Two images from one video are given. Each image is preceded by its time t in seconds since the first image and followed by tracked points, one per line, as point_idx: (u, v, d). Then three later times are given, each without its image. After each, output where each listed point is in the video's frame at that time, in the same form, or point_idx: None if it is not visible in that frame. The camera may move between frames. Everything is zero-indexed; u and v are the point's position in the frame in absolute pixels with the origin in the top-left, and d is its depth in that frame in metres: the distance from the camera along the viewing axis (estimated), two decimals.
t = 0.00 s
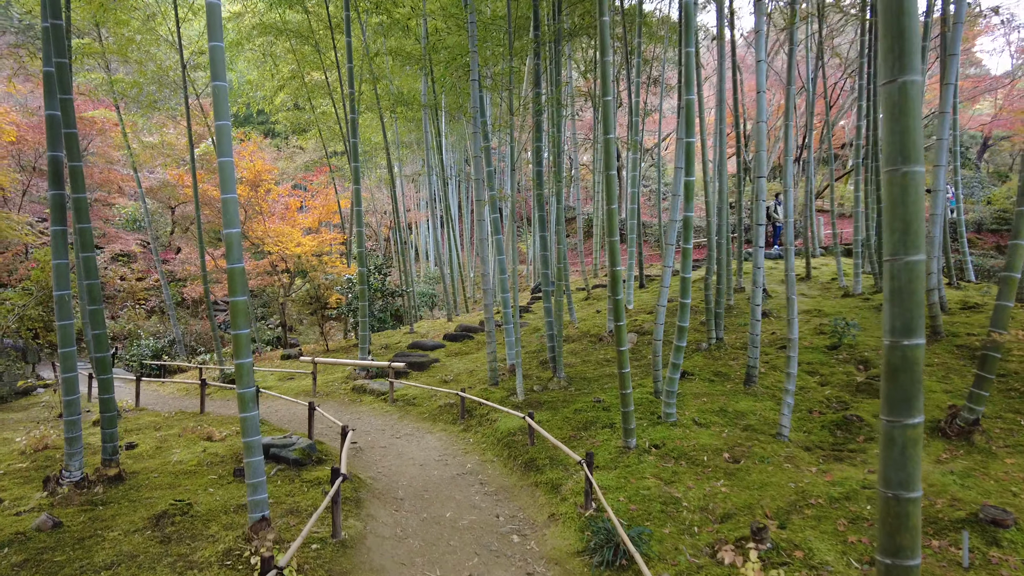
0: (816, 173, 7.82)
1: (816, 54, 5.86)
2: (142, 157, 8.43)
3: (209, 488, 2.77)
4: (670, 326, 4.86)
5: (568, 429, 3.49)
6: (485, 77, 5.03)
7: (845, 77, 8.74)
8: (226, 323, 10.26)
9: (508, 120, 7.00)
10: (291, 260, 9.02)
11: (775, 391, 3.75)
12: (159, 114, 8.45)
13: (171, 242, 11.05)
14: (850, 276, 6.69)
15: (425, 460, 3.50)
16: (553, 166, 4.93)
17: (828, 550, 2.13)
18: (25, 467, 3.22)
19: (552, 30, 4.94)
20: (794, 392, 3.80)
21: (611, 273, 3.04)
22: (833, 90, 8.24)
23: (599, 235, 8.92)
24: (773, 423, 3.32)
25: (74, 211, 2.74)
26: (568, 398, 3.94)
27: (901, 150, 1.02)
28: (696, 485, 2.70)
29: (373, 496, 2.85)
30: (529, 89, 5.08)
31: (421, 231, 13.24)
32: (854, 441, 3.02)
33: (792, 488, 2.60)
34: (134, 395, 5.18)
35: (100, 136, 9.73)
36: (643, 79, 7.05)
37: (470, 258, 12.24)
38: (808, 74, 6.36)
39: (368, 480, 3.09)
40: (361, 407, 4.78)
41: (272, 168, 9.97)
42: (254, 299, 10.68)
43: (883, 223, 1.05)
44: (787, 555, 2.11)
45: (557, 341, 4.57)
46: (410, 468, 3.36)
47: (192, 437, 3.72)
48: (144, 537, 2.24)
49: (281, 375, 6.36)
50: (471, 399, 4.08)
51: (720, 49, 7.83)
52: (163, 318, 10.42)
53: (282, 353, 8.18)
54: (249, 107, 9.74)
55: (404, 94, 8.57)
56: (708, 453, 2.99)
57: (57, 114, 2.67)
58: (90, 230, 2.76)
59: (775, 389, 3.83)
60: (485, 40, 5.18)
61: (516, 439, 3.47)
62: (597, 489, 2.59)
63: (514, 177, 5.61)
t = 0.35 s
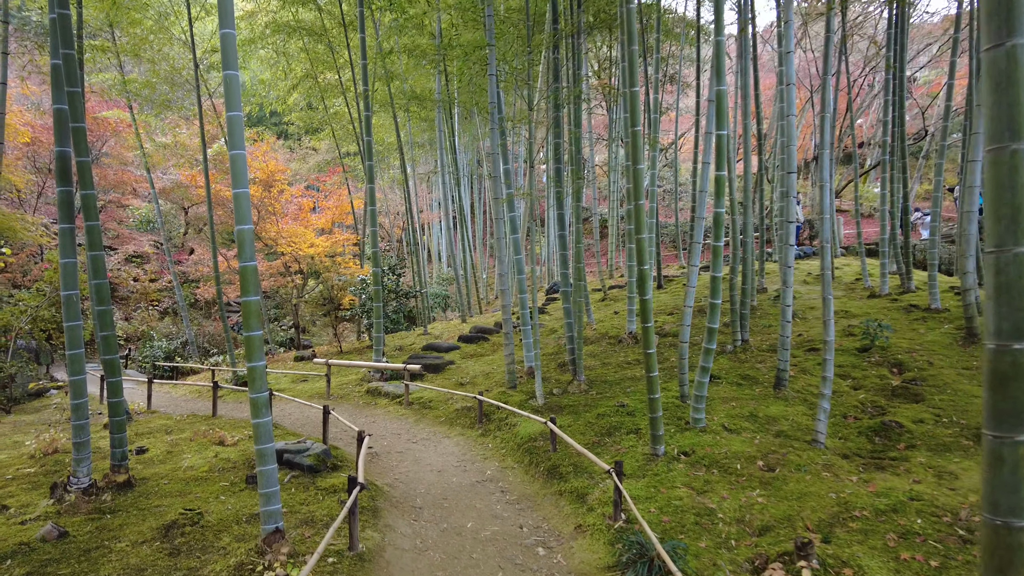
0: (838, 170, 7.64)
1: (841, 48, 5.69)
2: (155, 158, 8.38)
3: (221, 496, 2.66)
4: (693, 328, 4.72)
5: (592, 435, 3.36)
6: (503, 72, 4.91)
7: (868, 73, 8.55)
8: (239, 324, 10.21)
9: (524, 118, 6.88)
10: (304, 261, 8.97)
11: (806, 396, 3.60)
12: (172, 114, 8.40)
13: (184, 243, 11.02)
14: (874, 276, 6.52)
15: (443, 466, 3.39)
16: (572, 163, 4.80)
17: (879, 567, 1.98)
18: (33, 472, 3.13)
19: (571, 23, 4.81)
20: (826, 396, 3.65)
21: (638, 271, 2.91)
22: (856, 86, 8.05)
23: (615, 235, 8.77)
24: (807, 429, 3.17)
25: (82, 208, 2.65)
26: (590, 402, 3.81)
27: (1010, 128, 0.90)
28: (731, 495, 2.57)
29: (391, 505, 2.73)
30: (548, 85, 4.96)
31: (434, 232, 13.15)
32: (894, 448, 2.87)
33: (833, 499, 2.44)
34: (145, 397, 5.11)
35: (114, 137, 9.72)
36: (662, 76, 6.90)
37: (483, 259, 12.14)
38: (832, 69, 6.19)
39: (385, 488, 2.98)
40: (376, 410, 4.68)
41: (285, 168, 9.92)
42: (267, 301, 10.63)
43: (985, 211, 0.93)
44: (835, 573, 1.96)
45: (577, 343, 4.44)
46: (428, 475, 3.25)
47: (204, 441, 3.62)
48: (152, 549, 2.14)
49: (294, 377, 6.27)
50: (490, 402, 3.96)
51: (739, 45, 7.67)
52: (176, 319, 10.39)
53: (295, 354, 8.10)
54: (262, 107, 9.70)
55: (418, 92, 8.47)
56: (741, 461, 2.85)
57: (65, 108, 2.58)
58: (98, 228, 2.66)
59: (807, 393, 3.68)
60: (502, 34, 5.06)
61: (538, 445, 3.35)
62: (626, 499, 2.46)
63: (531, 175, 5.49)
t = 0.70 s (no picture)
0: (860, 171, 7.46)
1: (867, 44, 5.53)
2: (166, 159, 8.31)
3: (229, 511, 2.54)
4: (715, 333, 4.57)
5: (615, 446, 3.21)
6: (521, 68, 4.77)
7: (890, 71, 8.36)
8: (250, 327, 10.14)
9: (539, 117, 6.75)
10: (314, 264, 9.01)
11: (838, 405, 3.45)
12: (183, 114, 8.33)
13: (194, 245, 10.96)
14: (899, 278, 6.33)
15: (459, 478, 3.25)
16: (591, 162, 4.66)
17: None
18: (34, 482, 3.03)
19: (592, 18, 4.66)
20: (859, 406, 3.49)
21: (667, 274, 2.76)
22: (879, 85, 7.86)
23: (630, 236, 8.63)
24: (843, 442, 3.01)
25: (84, 209, 2.53)
26: (612, 411, 3.67)
27: None
28: (767, 513, 2.41)
29: (406, 521, 2.61)
30: (567, 82, 4.82)
31: (445, 233, 13.05)
32: (938, 461, 2.70)
33: (879, 518, 2.28)
34: (153, 402, 5.01)
35: (125, 138, 9.67)
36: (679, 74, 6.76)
37: (494, 261, 12.06)
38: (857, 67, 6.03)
39: (399, 502, 2.85)
40: (388, 417, 4.55)
41: (295, 169, 9.83)
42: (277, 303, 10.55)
43: None
44: None
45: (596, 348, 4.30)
46: (444, 488, 3.12)
47: (212, 450, 3.51)
48: (155, 571, 2.01)
49: (304, 380, 6.16)
50: (506, 410, 3.82)
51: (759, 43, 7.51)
52: (185, 321, 10.33)
53: (306, 357, 8.01)
54: (273, 107, 9.62)
55: (430, 92, 8.37)
56: (775, 475, 2.71)
57: (66, 103, 2.46)
58: (101, 229, 2.54)
59: (839, 402, 3.53)
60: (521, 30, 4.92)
61: (558, 456, 3.21)
62: (656, 518, 2.32)
63: (548, 174, 5.35)
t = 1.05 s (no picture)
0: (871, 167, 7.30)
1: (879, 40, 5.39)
2: (166, 158, 8.19)
3: (222, 522, 2.42)
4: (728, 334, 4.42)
5: (627, 453, 3.07)
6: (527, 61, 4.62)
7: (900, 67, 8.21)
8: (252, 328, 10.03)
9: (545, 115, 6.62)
10: (317, 263, 8.93)
11: (860, 409, 3.30)
12: (183, 113, 8.22)
13: (196, 246, 10.86)
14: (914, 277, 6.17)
15: (464, 486, 3.12)
16: (600, 159, 4.52)
17: None
18: (21, 490, 2.90)
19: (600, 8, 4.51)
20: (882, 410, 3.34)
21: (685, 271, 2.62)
22: (890, 82, 7.70)
23: (636, 236, 8.47)
24: (869, 448, 2.86)
25: (70, 204, 2.40)
26: (623, 415, 3.53)
27: None
28: (793, 525, 2.26)
29: (409, 533, 2.47)
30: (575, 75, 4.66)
31: (449, 233, 12.94)
32: (972, 469, 2.54)
33: (914, 531, 2.14)
34: (151, 405, 4.89)
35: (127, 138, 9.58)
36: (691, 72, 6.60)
37: (499, 261, 11.96)
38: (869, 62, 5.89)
39: (402, 512, 2.72)
40: (391, 420, 4.42)
41: (297, 168, 9.72)
42: (280, 304, 10.44)
43: None
44: None
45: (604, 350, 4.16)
46: (448, 496, 2.99)
47: (207, 456, 3.38)
48: None
49: (306, 383, 6.04)
50: (513, 414, 3.68)
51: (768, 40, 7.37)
52: (187, 323, 10.23)
53: (307, 359, 7.89)
54: (275, 106, 9.49)
55: (434, 90, 8.24)
56: (799, 484, 2.56)
57: (50, 93, 2.33)
58: (87, 225, 2.40)
59: (860, 405, 3.38)
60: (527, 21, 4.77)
61: (568, 462, 3.07)
62: (674, 531, 2.19)
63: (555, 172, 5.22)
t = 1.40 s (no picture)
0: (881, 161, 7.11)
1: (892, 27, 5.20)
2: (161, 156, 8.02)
3: (198, 535, 2.26)
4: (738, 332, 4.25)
5: (632, 457, 2.91)
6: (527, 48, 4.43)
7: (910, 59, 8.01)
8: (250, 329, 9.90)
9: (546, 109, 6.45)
10: (315, 263, 8.89)
11: (879, 409, 3.13)
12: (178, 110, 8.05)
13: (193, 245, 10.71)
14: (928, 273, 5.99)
15: (461, 493, 2.95)
16: (602, 151, 4.34)
17: None
18: None
19: None
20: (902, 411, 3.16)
21: (694, 264, 2.44)
22: (900, 75, 7.51)
23: (640, 233, 8.30)
24: (890, 452, 2.68)
25: (35, 195, 2.23)
26: (628, 417, 3.36)
27: None
28: (813, 537, 2.09)
29: (399, 546, 2.31)
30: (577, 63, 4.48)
31: (450, 232, 12.79)
32: (1004, 475, 2.35)
33: (946, 544, 1.96)
34: (139, 408, 4.74)
35: (122, 136, 9.43)
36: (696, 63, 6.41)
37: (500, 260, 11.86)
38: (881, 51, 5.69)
39: (392, 522, 2.55)
40: (387, 423, 4.26)
41: (295, 166, 9.57)
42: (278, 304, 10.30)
43: None
44: None
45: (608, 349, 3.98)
46: (443, 505, 2.82)
47: (191, 461, 3.22)
48: None
49: (302, 384, 5.88)
50: (513, 416, 3.51)
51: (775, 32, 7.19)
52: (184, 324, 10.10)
53: (304, 359, 7.74)
54: (272, 103, 9.31)
55: (433, 85, 8.06)
56: (817, 491, 2.39)
57: (12, 74, 2.16)
58: (53, 217, 2.24)
59: (879, 405, 3.20)
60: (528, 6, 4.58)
61: (570, 468, 2.91)
62: (684, 545, 2.02)
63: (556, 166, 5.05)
